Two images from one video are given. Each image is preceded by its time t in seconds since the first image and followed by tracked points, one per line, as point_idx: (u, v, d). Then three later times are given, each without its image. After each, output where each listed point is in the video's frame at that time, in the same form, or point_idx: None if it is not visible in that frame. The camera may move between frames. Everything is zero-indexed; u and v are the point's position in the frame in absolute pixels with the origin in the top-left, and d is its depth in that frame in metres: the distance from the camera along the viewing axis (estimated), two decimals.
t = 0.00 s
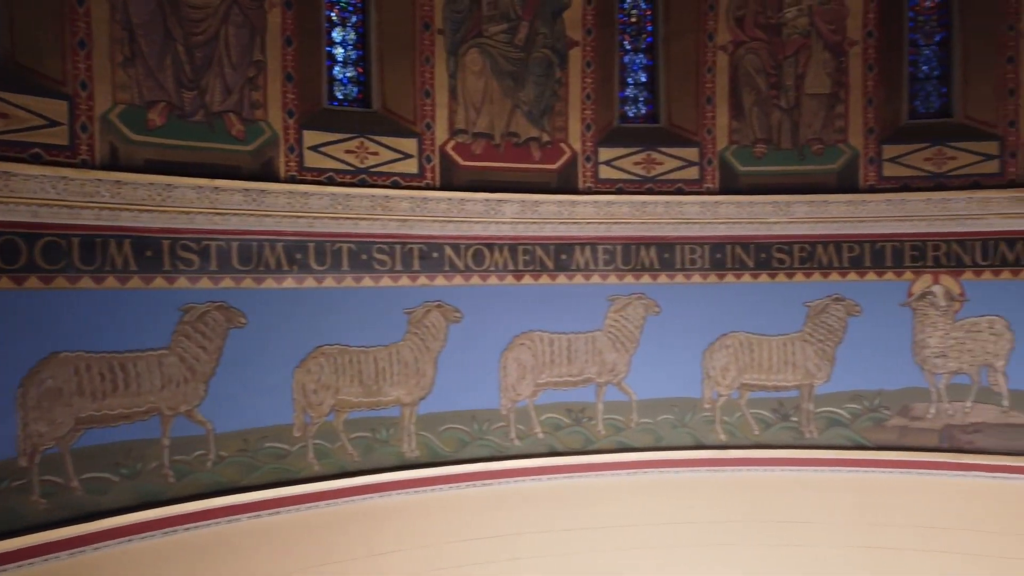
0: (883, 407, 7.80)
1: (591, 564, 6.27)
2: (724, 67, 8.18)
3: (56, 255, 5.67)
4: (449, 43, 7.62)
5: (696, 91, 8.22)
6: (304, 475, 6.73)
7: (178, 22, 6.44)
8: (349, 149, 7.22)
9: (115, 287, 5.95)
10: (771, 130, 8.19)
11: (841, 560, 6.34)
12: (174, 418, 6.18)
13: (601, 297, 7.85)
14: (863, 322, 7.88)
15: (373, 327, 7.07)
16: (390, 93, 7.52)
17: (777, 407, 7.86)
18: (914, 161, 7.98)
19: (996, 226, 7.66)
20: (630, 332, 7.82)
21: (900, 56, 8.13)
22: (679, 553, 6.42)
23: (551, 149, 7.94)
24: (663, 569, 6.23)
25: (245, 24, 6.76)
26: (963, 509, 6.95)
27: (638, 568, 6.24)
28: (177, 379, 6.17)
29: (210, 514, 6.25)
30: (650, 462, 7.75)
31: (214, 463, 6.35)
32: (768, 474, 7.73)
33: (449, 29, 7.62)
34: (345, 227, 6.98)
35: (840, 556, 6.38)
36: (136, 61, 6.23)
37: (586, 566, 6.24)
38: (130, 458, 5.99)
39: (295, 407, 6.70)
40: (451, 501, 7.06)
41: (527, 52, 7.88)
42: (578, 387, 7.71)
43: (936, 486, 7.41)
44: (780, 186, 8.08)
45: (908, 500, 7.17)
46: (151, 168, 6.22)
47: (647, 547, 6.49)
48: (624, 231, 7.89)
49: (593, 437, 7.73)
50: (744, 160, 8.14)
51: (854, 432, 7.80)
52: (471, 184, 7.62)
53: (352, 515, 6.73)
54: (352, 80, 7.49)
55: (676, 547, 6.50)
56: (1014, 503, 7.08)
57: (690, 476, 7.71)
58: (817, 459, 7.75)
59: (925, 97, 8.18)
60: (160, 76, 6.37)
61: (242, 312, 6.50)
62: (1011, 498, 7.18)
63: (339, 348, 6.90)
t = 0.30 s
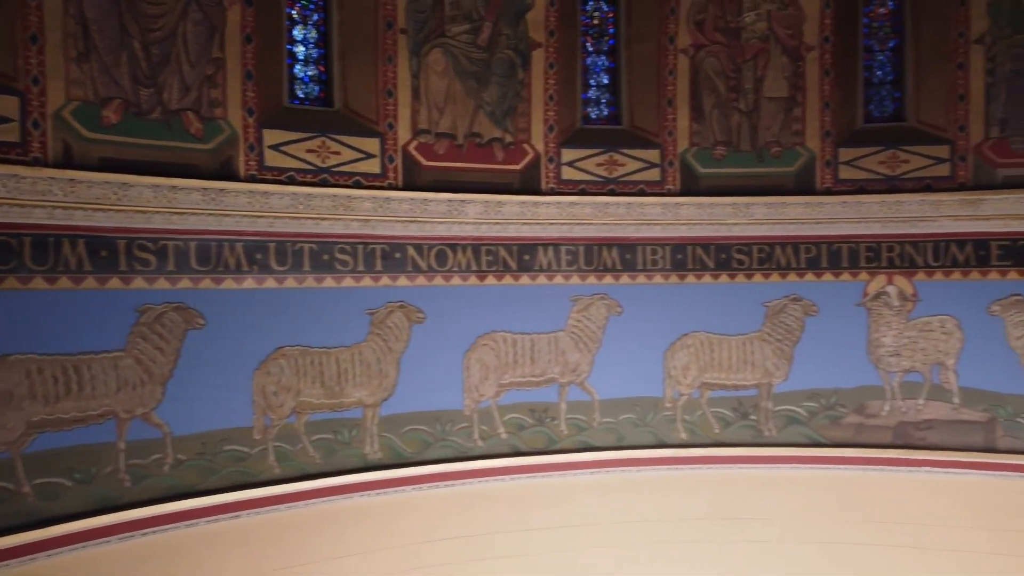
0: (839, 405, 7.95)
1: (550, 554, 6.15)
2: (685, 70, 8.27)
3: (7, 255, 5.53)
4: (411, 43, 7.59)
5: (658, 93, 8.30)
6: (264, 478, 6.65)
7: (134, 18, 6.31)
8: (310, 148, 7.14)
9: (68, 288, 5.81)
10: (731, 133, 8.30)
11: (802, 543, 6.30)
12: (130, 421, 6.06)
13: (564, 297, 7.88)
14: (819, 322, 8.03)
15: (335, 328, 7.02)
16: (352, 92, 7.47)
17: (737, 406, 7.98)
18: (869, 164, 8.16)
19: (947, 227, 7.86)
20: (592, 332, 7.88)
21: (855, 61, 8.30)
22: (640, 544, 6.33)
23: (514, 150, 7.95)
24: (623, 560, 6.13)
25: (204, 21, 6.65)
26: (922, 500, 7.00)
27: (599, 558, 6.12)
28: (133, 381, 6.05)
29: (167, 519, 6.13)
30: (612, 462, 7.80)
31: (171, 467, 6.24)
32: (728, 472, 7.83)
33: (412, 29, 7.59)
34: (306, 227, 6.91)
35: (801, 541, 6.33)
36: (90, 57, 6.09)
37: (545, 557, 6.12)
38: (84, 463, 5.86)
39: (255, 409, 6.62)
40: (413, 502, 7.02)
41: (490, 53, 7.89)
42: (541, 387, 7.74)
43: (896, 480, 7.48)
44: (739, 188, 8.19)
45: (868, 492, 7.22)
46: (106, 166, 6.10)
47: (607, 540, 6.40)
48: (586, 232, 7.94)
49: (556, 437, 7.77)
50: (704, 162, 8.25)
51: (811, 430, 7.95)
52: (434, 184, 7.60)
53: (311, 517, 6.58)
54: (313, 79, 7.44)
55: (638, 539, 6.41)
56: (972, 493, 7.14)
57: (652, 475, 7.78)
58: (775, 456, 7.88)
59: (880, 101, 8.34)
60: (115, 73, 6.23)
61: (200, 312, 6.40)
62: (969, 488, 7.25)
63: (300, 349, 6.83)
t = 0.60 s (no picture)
0: (797, 403, 8.10)
1: (510, 556, 6.19)
2: (646, 72, 8.35)
3: None
4: (373, 42, 7.54)
5: (620, 95, 8.36)
6: (223, 482, 6.56)
7: (88, 13, 6.16)
8: (271, 147, 7.06)
9: (19, 288, 5.66)
10: (692, 135, 8.40)
11: (758, 541, 6.42)
12: (84, 425, 5.93)
13: (527, 297, 7.90)
14: (777, 322, 8.17)
15: (296, 329, 6.95)
16: (313, 91, 7.41)
17: (698, 405, 8.08)
18: (825, 167, 8.32)
19: (900, 229, 8.05)
20: (555, 332, 7.91)
21: (813, 65, 8.45)
22: (600, 544, 6.39)
23: (477, 150, 7.94)
24: (584, 561, 6.18)
25: (161, 17, 6.53)
26: (875, 496, 7.17)
27: (559, 560, 6.17)
28: (88, 384, 5.92)
29: (123, 524, 6.03)
30: (575, 461, 7.85)
31: (127, 471, 6.12)
32: (689, 470, 7.92)
33: (374, 28, 7.54)
34: (267, 227, 6.83)
35: (757, 538, 6.45)
36: (42, 52, 5.93)
37: (506, 559, 6.15)
38: (36, 468, 5.72)
39: (214, 412, 6.52)
40: (375, 504, 6.98)
41: (453, 53, 7.87)
42: (504, 387, 7.75)
43: (851, 476, 7.66)
44: (700, 190, 8.30)
45: (824, 488, 7.38)
46: (59, 164, 5.96)
47: (568, 540, 6.45)
48: (549, 233, 7.96)
49: (519, 437, 7.79)
50: (665, 164, 8.33)
51: (770, 428, 8.09)
52: (397, 184, 7.57)
53: (273, 521, 6.53)
54: (274, 77, 7.36)
55: (598, 539, 6.48)
56: (925, 488, 7.33)
57: (614, 473, 7.84)
58: (735, 454, 8.00)
59: (836, 105, 8.52)
60: (69, 68, 6.08)
61: (157, 314, 6.29)
62: (921, 484, 7.44)
63: (260, 351, 6.74)
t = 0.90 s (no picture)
0: (756, 402, 8.24)
1: (475, 552, 6.15)
2: (608, 74, 8.42)
3: None
4: (335, 41, 7.48)
5: (582, 97, 8.42)
6: (181, 486, 6.46)
7: (40, 7, 6.00)
8: (230, 146, 6.97)
9: None
10: (653, 137, 8.48)
11: (721, 535, 6.48)
12: (36, 429, 5.78)
13: (491, 298, 7.90)
14: (737, 322, 8.29)
15: (256, 330, 6.86)
16: (273, 90, 7.33)
17: (659, 404, 8.16)
18: (783, 170, 8.46)
19: (855, 231, 8.23)
20: (518, 332, 7.93)
21: (770, 70, 8.61)
22: (565, 540, 6.39)
23: (440, 151, 7.93)
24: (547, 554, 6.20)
25: (117, 13, 6.40)
26: (833, 492, 7.29)
27: (524, 554, 6.15)
28: (39, 387, 5.78)
29: (78, 530, 5.89)
30: (538, 461, 7.87)
31: (81, 476, 5.99)
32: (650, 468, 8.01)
33: (336, 26, 7.49)
34: (226, 227, 6.73)
35: (720, 533, 6.51)
36: None
37: (470, 555, 6.12)
38: None
39: (172, 414, 6.41)
40: (337, 506, 6.93)
41: (415, 53, 7.85)
42: (467, 388, 7.75)
43: (810, 472, 7.78)
44: (660, 192, 8.39)
45: (783, 485, 7.48)
46: (10, 161, 5.81)
47: (533, 538, 6.44)
48: (512, 234, 7.97)
49: (482, 437, 7.80)
50: (627, 166, 8.40)
51: (729, 426, 8.21)
52: (359, 184, 7.53)
53: (232, 524, 6.43)
54: (233, 75, 7.26)
55: (562, 536, 6.48)
56: (881, 483, 7.47)
57: (576, 473, 7.88)
58: (696, 452, 8.10)
59: (793, 109, 8.68)
60: (21, 64, 5.92)
61: (113, 315, 6.16)
62: (878, 479, 7.57)
63: (220, 352, 6.65)
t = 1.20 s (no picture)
0: (715, 401, 8.35)
1: (438, 552, 6.14)
2: (570, 76, 8.47)
3: None
4: (295, 39, 7.41)
5: (544, 98, 8.45)
6: (137, 490, 6.35)
7: None
8: (188, 145, 6.86)
9: None
10: (615, 139, 8.55)
11: (682, 532, 6.55)
12: None
13: (453, 298, 7.89)
14: (697, 322, 8.39)
15: (215, 332, 6.77)
16: (233, 88, 7.24)
17: (620, 404, 8.23)
18: (742, 172, 8.58)
19: (811, 232, 8.38)
20: (481, 333, 7.93)
21: (729, 72, 8.74)
22: (528, 540, 6.41)
23: (402, 151, 7.90)
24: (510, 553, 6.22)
25: (69, 7, 6.24)
26: (791, 488, 7.42)
27: (488, 554, 6.15)
28: None
29: (29, 537, 5.77)
30: (500, 461, 7.89)
31: (33, 481, 5.85)
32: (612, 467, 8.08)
33: (296, 25, 7.41)
34: (183, 226, 6.63)
35: (682, 530, 6.59)
36: None
37: (434, 554, 6.10)
38: None
39: (128, 418, 6.29)
40: (297, 508, 6.86)
41: (377, 53, 7.82)
42: (429, 389, 7.73)
43: (770, 470, 7.92)
44: (622, 193, 8.45)
45: (743, 483, 7.60)
46: None
47: (496, 537, 6.46)
48: (474, 234, 7.97)
49: (445, 438, 7.78)
50: (589, 167, 8.45)
51: (690, 425, 8.31)
52: (320, 184, 7.47)
53: (190, 528, 6.34)
54: (191, 72, 7.15)
55: (526, 535, 6.50)
56: (838, 480, 7.63)
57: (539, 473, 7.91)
58: (657, 451, 8.19)
59: (752, 112, 8.82)
60: None
61: (66, 317, 6.02)
62: (834, 476, 7.73)
63: (177, 354, 6.54)
